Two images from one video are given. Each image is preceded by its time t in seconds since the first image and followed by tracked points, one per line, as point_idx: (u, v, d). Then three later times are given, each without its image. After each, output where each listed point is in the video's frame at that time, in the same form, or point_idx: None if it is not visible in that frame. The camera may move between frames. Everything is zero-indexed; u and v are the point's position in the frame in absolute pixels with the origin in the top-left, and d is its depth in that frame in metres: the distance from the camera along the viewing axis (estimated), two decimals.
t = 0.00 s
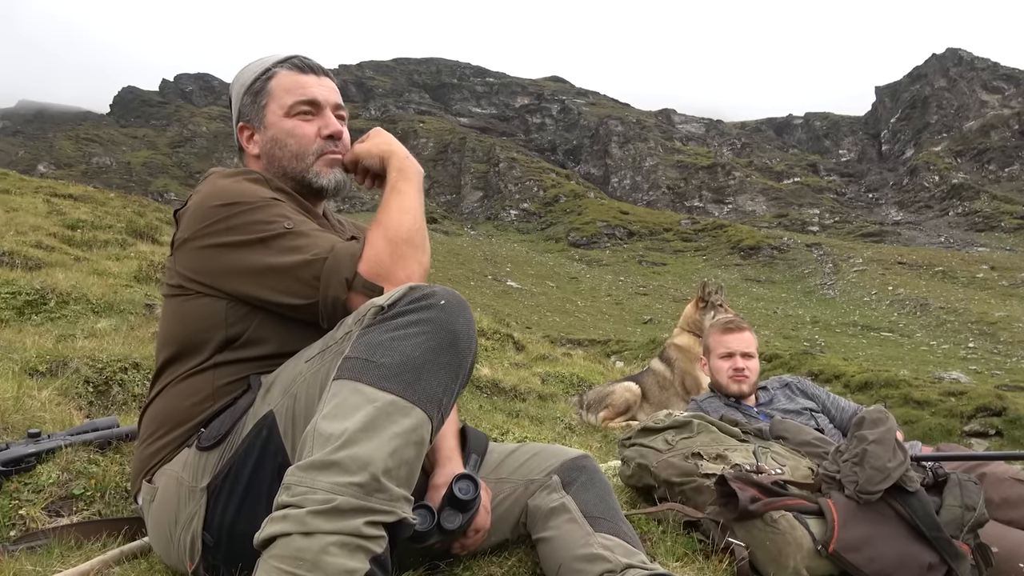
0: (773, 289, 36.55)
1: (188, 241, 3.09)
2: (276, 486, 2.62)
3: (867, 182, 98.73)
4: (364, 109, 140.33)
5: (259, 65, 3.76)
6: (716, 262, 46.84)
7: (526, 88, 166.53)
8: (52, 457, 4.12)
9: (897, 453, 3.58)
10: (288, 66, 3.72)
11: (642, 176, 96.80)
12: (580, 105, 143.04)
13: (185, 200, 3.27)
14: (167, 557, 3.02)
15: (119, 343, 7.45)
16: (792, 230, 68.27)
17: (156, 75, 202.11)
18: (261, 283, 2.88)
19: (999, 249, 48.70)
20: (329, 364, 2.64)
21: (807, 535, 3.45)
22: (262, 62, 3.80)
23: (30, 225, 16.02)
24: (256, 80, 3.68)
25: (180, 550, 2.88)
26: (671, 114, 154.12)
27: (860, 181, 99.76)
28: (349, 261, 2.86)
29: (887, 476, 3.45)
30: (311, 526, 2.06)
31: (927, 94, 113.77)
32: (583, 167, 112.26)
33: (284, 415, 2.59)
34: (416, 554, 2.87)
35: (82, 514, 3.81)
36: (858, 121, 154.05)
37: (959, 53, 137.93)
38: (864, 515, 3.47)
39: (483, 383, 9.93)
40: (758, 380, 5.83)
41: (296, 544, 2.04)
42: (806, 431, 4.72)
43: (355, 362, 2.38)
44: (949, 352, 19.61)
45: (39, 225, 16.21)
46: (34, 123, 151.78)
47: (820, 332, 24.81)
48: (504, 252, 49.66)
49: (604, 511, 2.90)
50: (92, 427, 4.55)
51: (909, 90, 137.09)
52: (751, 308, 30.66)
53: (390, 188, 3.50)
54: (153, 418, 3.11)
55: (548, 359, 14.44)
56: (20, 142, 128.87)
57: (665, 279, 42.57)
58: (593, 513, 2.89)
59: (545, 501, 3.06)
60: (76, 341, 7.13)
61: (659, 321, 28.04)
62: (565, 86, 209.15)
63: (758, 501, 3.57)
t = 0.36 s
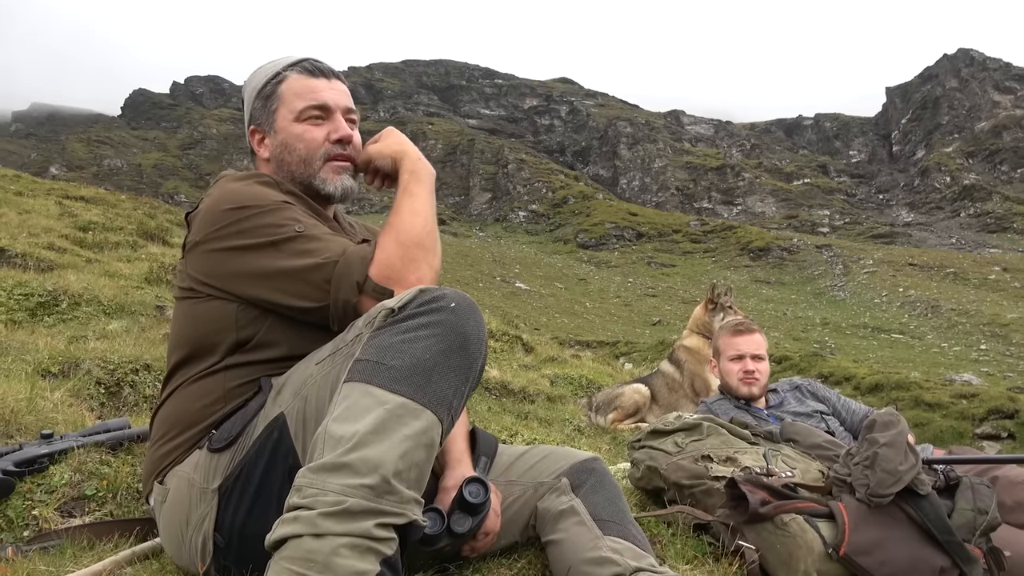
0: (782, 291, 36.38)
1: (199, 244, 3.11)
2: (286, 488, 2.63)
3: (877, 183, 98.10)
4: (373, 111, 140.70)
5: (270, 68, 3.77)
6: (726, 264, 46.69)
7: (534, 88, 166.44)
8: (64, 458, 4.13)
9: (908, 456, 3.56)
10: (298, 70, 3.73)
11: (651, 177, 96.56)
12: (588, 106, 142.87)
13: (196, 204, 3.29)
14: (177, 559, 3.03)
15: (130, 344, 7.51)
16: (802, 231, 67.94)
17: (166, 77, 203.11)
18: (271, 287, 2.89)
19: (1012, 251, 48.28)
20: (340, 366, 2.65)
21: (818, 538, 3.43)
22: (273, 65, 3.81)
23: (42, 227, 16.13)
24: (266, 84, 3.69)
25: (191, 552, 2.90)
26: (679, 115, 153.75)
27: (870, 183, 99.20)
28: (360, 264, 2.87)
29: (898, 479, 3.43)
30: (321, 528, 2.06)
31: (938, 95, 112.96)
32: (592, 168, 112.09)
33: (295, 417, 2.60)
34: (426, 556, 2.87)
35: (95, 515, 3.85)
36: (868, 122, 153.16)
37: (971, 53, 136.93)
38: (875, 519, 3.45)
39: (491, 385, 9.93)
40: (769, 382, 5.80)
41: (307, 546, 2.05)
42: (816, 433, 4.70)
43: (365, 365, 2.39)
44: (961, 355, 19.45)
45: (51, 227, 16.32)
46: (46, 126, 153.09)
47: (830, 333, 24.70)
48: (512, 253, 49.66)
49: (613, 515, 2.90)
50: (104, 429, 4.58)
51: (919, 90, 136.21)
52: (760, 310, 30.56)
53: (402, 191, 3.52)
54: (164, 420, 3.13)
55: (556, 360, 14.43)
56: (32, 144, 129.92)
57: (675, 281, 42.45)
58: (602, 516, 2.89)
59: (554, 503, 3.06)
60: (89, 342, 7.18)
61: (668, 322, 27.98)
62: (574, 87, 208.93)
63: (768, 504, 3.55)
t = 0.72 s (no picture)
0: (788, 292, 36.26)
1: (208, 246, 3.12)
2: (293, 490, 2.63)
3: (883, 184, 97.72)
4: (378, 114, 141.16)
5: (283, 71, 3.79)
6: (731, 265, 46.63)
7: (539, 90, 166.50)
8: (72, 460, 4.13)
9: (916, 457, 3.54)
10: (312, 74, 3.76)
11: (657, 178, 96.48)
12: (593, 107, 142.91)
13: (205, 205, 3.30)
14: (184, 560, 3.04)
15: (139, 346, 7.56)
16: (808, 232, 67.75)
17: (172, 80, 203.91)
18: (280, 286, 2.90)
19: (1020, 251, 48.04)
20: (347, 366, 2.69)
21: (825, 539, 3.42)
22: (285, 68, 3.83)
23: (50, 230, 16.23)
24: (279, 87, 3.71)
25: (198, 553, 2.91)
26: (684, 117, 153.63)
27: (876, 183, 98.74)
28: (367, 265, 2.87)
29: (907, 481, 3.41)
30: (329, 528, 2.06)
31: (945, 95, 112.58)
32: (597, 170, 112.01)
33: (302, 419, 2.60)
34: (432, 556, 2.87)
35: (102, 516, 3.86)
36: (874, 123, 152.60)
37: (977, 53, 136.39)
38: (883, 519, 3.44)
39: (497, 387, 9.93)
40: (776, 383, 5.78)
41: (314, 547, 2.06)
42: (823, 435, 4.68)
43: (372, 366, 2.39)
44: (969, 356, 19.33)
45: (58, 230, 16.39)
46: (55, 130, 154.11)
47: (836, 334, 24.61)
48: (517, 256, 49.67)
49: (620, 516, 2.90)
50: (111, 431, 4.59)
51: (926, 91, 135.72)
52: (766, 311, 30.48)
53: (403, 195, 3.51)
54: (170, 422, 3.14)
55: (562, 362, 14.42)
56: (40, 149, 130.87)
57: (680, 282, 42.36)
58: (609, 517, 2.88)
59: (560, 504, 3.06)
60: (96, 345, 7.21)
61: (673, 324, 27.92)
62: (580, 89, 209.18)
63: (776, 505, 3.54)
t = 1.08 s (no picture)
0: (795, 292, 36.16)
1: (217, 247, 3.12)
2: (301, 493, 2.63)
3: (890, 183, 97.35)
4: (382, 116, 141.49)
5: (293, 74, 3.78)
6: (737, 265, 46.57)
7: (543, 90, 166.64)
8: (81, 463, 4.14)
9: (926, 457, 3.52)
10: (322, 76, 3.75)
11: (662, 179, 96.39)
12: (597, 108, 142.84)
13: (213, 208, 3.31)
14: (194, 562, 3.05)
15: (147, 350, 7.59)
16: (814, 231, 67.55)
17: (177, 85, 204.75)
18: (289, 288, 2.90)
19: None
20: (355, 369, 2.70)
21: (836, 539, 3.39)
22: (295, 70, 3.83)
23: (57, 235, 16.30)
24: (290, 90, 3.71)
25: (207, 555, 2.91)
26: (689, 117, 153.38)
27: (883, 181, 98.33)
28: (375, 266, 2.89)
29: (917, 480, 3.39)
30: (338, 531, 2.07)
31: (951, 93, 112.15)
32: (603, 171, 111.96)
33: (310, 421, 2.61)
34: (441, 558, 2.86)
35: (111, 519, 3.87)
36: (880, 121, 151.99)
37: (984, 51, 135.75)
38: (893, 519, 3.42)
39: (504, 388, 9.91)
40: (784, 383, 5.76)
41: (324, 549, 2.06)
42: (833, 434, 4.65)
43: (381, 367, 2.39)
44: (977, 354, 19.24)
45: (66, 235, 16.48)
46: (61, 135, 155.01)
47: (844, 334, 24.51)
48: (522, 257, 49.69)
49: (630, 518, 2.88)
50: (120, 434, 4.59)
51: (932, 89, 135.18)
52: (773, 311, 30.42)
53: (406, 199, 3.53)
54: (180, 425, 3.15)
55: (569, 363, 14.40)
56: (47, 154, 131.61)
57: (686, 283, 42.25)
58: (618, 518, 2.87)
59: (569, 506, 3.05)
60: (105, 349, 7.23)
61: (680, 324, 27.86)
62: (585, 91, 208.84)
63: (786, 506, 3.52)
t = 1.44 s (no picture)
0: (806, 291, 36.01)
1: (234, 246, 3.17)
2: (316, 495, 2.66)
3: (902, 181, 96.72)
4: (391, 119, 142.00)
5: (314, 77, 3.85)
6: (748, 265, 46.44)
7: (551, 91, 166.68)
8: (97, 466, 4.16)
9: (943, 457, 3.49)
10: (342, 80, 3.83)
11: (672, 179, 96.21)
12: (605, 109, 142.77)
13: (232, 207, 3.36)
14: (210, 563, 3.07)
15: (161, 354, 7.63)
16: (825, 230, 67.27)
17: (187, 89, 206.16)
18: (305, 287, 2.94)
19: None
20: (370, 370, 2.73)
21: (852, 540, 3.37)
22: (316, 74, 3.89)
23: (71, 239, 16.43)
24: (310, 92, 3.77)
25: (223, 557, 2.94)
26: (698, 117, 152.95)
27: (894, 179, 97.69)
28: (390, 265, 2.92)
29: (933, 481, 3.35)
30: (354, 532, 2.10)
31: (963, 91, 111.34)
32: (612, 172, 111.84)
33: (326, 423, 2.65)
34: (455, 558, 2.86)
35: (127, 522, 3.89)
36: (891, 120, 151.02)
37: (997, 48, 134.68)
38: (909, 519, 3.39)
39: (516, 390, 9.92)
40: (798, 384, 5.73)
41: (340, 551, 2.09)
42: (848, 435, 4.62)
43: (396, 370, 2.45)
44: (992, 353, 19.08)
45: (80, 239, 16.63)
46: (74, 141, 156.27)
47: (856, 334, 24.39)
48: (531, 258, 49.68)
49: (644, 518, 2.88)
50: (135, 437, 4.61)
51: (944, 86, 134.21)
52: (784, 311, 30.31)
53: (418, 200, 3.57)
54: (195, 425, 3.18)
55: (580, 364, 14.38)
56: (59, 160, 132.89)
57: (696, 283, 42.11)
58: (632, 520, 2.87)
59: (584, 507, 3.05)
60: (119, 352, 7.28)
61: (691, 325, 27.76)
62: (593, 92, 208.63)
63: (801, 507, 3.50)
